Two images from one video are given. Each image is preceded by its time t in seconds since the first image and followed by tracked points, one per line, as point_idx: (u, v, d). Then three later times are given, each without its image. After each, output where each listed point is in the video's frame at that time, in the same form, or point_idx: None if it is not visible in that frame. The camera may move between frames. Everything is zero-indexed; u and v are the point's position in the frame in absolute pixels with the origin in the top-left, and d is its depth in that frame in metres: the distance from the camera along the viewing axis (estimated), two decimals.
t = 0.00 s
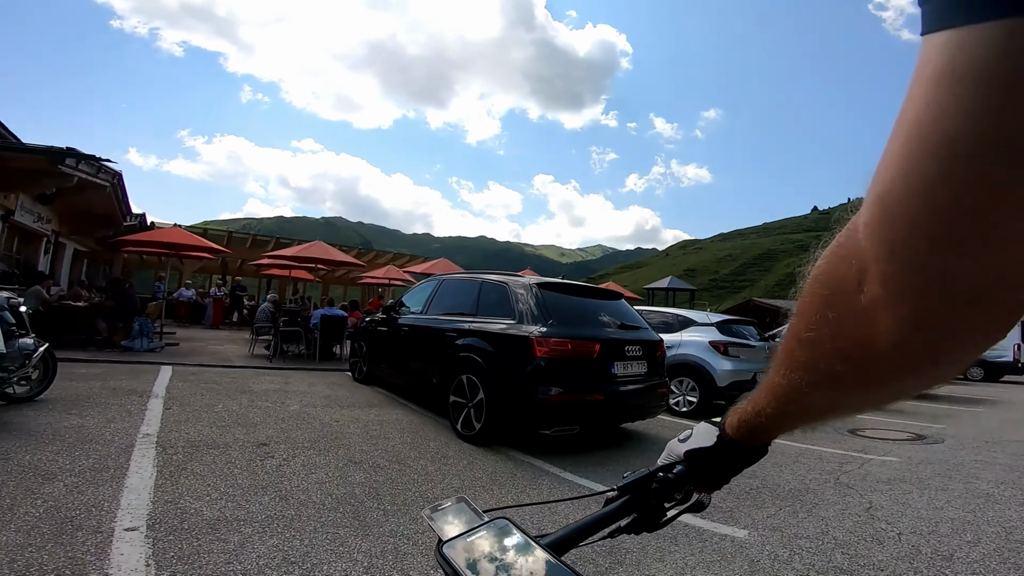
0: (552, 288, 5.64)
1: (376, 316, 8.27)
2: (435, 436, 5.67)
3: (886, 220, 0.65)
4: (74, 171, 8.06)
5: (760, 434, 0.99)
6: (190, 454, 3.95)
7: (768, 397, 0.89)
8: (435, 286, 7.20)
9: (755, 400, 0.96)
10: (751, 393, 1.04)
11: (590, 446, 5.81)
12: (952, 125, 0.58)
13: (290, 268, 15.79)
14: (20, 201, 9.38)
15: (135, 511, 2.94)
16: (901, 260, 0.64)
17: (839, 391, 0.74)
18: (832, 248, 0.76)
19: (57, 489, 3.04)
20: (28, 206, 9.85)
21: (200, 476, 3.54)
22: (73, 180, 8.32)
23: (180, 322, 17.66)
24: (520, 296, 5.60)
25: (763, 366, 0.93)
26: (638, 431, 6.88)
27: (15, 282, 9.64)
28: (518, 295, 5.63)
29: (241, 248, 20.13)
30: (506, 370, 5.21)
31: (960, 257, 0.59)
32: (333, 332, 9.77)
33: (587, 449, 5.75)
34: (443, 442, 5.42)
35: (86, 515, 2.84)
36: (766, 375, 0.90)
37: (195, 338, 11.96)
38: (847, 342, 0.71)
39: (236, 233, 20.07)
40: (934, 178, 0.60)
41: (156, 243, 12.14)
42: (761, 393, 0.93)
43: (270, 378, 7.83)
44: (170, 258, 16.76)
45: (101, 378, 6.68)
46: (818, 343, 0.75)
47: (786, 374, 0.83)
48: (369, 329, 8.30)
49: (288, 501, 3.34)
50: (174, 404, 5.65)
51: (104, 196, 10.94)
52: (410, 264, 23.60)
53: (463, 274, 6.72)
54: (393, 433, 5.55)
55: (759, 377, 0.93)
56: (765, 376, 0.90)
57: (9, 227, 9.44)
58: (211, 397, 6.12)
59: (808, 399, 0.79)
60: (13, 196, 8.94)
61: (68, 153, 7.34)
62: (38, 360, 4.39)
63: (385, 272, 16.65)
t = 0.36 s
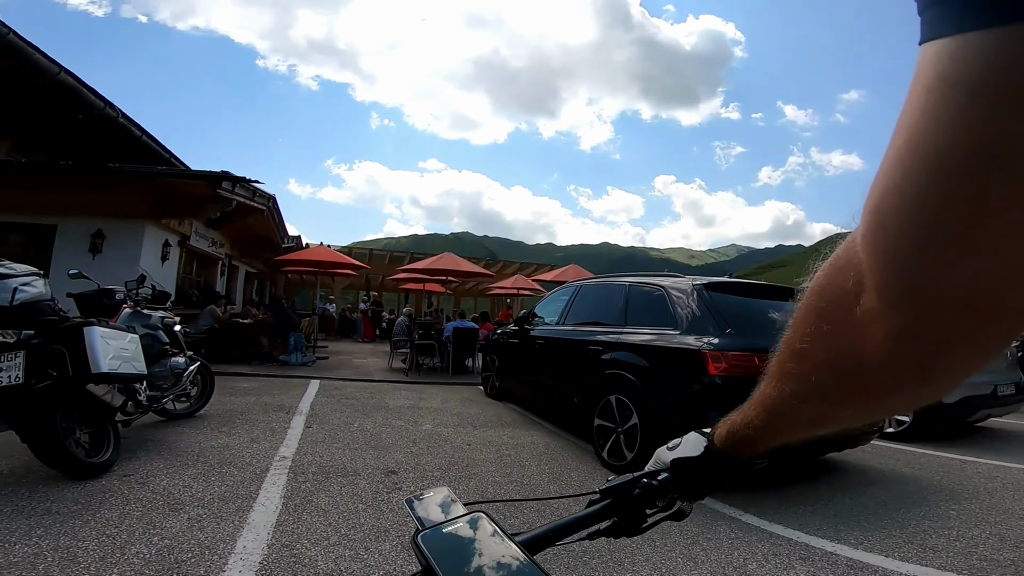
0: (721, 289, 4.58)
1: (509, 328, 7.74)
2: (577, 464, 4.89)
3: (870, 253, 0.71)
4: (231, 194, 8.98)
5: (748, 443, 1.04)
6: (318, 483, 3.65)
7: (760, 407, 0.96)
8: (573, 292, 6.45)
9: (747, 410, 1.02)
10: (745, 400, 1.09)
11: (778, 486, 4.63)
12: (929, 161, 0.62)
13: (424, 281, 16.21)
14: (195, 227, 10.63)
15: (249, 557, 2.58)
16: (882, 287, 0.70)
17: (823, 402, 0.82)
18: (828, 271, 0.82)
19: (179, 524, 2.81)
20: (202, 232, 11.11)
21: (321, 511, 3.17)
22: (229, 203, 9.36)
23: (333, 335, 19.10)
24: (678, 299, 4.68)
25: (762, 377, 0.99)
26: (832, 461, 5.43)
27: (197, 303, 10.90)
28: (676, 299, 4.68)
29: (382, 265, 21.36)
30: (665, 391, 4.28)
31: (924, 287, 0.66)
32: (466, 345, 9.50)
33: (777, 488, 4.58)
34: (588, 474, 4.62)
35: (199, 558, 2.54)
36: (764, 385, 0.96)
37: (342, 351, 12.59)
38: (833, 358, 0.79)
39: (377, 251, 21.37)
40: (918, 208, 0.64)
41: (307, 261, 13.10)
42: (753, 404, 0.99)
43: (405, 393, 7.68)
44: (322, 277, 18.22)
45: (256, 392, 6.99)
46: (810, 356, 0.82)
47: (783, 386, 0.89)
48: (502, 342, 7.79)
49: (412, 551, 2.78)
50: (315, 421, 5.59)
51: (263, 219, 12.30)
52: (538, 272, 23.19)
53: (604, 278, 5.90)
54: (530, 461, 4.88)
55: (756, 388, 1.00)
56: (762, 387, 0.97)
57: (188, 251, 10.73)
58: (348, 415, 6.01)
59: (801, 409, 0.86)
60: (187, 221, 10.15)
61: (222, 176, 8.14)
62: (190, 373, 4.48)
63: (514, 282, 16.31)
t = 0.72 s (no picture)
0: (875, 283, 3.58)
1: (585, 336, 6.99)
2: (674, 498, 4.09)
3: (910, 279, 0.76)
4: (297, 199, 8.98)
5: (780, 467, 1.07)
6: (371, 518, 3.13)
7: (794, 430, 0.99)
8: (664, 294, 5.63)
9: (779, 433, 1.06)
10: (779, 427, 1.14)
11: (946, 521, 3.62)
12: (954, 191, 0.67)
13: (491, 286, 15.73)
14: (268, 235, 10.75)
15: None
16: (923, 310, 0.76)
17: (865, 425, 0.86)
18: (866, 297, 0.88)
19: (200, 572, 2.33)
20: (274, 240, 11.24)
21: (371, 557, 2.63)
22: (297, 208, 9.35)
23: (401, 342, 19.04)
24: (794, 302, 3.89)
25: (799, 401, 1.04)
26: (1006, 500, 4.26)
27: (271, 312, 11.01)
28: (810, 297, 3.76)
29: (449, 271, 21.21)
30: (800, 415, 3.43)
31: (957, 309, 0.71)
32: (536, 353, 8.85)
33: (943, 523, 3.58)
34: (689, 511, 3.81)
35: None
36: (799, 410, 1.01)
37: (410, 359, 12.33)
38: (875, 379, 0.84)
39: (444, 257, 21.22)
40: (948, 234, 0.68)
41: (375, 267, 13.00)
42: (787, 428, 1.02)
43: (473, 407, 7.12)
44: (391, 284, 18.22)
45: (320, 404, 6.70)
46: (852, 377, 0.88)
47: (819, 410, 0.94)
48: (577, 352, 7.07)
49: None
50: (375, 438, 5.14)
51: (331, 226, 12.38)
52: (608, 275, 22.10)
53: (703, 277, 5.06)
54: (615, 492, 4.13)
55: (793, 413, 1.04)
56: (797, 412, 1.01)
57: (261, 259, 10.87)
58: (411, 431, 5.55)
59: (841, 433, 0.90)
60: (259, 228, 10.27)
61: (286, 179, 8.09)
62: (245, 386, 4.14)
63: (585, 285, 15.47)
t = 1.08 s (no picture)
0: None
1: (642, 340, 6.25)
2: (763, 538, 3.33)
3: (948, 281, 0.69)
4: (328, 199, 8.65)
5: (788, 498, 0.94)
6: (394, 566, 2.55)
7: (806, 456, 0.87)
8: (745, 292, 4.87)
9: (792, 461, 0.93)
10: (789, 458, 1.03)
11: None
12: (993, 183, 0.61)
13: (531, 288, 15.04)
14: (302, 237, 10.47)
15: None
16: (963, 315, 0.67)
17: (891, 449, 0.74)
18: (895, 310, 0.80)
19: None
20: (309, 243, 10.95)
21: None
22: (329, 208, 8.99)
23: (439, 347, 18.54)
24: (866, 303, 3.54)
25: (814, 427, 0.92)
26: None
27: (307, 317, 10.71)
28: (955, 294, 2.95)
29: (487, 274, 20.67)
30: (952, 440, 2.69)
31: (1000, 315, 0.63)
32: (582, 359, 8.15)
33: None
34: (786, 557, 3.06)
35: None
36: (814, 435, 0.89)
37: (447, 365, 11.81)
38: (904, 393, 0.73)
39: (481, 259, 20.68)
40: (979, 231, 0.62)
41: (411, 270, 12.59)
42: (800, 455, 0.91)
43: (514, 419, 6.50)
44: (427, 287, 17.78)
45: (352, 416, 6.21)
46: (875, 392, 0.77)
47: (835, 432, 0.82)
48: (631, 358, 6.33)
49: None
50: (407, 457, 4.61)
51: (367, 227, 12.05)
52: (654, 276, 21.02)
53: (790, 273, 4.33)
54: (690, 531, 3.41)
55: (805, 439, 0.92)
56: (812, 436, 0.90)
57: (295, 262, 10.58)
58: (446, 448, 4.99)
59: (861, 460, 0.77)
60: (293, 230, 9.98)
61: (316, 177, 7.73)
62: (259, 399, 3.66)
63: (631, 286, 14.61)
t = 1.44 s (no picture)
0: None
1: (678, 346, 5.60)
2: None
3: None
4: (331, 193, 8.14)
5: (862, 532, 0.82)
6: None
7: (886, 494, 0.74)
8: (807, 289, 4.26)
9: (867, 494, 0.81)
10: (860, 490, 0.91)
11: None
12: None
13: (546, 289, 14.36)
14: (306, 234, 9.94)
15: None
16: None
17: (990, 491, 0.60)
18: (992, 326, 0.65)
19: None
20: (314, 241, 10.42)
21: None
22: (332, 203, 8.41)
23: (451, 350, 17.88)
24: (903, 308, 3.35)
25: (895, 458, 0.79)
26: None
27: (311, 318, 10.18)
28: None
29: (500, 274, 20.02)
30: None
31: None
32: (603, 365, 7.53)
33: None
34: None
35: None
36: (895, 467, 0.76)
37: (458, 369, 11.23)
38: (1003, 423, 0.58)
39: (494, 259, 20.03)
40: None
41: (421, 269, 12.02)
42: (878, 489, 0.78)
43: (530, 432, 5.90)
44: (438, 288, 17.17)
45: (352, 428, 5.63)
46: (969, 422, 0.62)
47: (917, 465, 0.69)
48: (663, 365, 5.69)
49: None
50: (409, 478, 4.06)
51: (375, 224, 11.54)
52: (674, 276, 20.17)
53: (863, 270, 3.74)
54: None
55: (887, 474, 0.78)
56: (892, 469, 0.77)
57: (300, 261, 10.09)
58: (454, 466, 4.42)
59: (950, 500, 0.64)
60: (297, 227, 9.46)
61: (316, 168, 7.19)
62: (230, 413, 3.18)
63: (651, 288, 13.92)
